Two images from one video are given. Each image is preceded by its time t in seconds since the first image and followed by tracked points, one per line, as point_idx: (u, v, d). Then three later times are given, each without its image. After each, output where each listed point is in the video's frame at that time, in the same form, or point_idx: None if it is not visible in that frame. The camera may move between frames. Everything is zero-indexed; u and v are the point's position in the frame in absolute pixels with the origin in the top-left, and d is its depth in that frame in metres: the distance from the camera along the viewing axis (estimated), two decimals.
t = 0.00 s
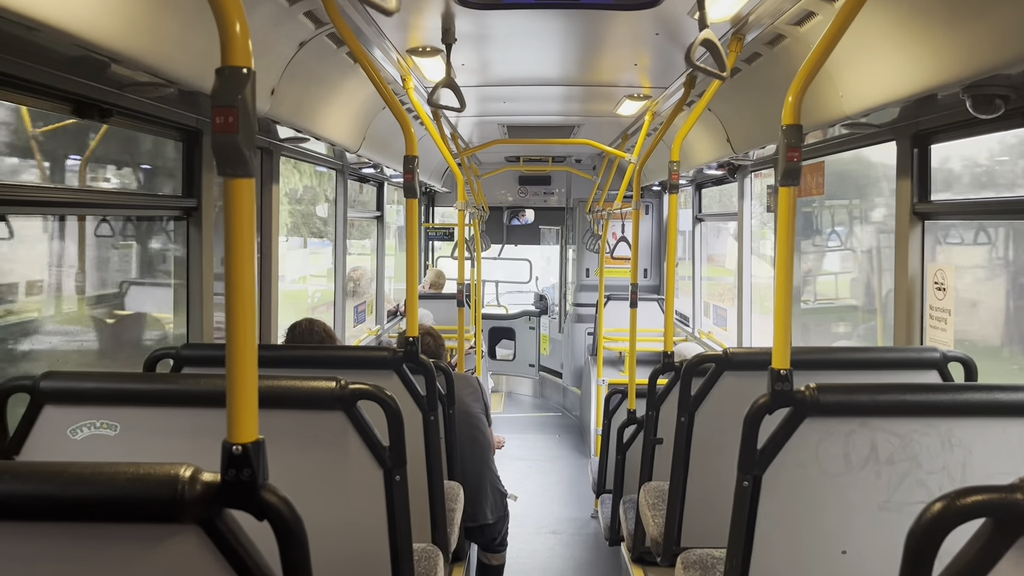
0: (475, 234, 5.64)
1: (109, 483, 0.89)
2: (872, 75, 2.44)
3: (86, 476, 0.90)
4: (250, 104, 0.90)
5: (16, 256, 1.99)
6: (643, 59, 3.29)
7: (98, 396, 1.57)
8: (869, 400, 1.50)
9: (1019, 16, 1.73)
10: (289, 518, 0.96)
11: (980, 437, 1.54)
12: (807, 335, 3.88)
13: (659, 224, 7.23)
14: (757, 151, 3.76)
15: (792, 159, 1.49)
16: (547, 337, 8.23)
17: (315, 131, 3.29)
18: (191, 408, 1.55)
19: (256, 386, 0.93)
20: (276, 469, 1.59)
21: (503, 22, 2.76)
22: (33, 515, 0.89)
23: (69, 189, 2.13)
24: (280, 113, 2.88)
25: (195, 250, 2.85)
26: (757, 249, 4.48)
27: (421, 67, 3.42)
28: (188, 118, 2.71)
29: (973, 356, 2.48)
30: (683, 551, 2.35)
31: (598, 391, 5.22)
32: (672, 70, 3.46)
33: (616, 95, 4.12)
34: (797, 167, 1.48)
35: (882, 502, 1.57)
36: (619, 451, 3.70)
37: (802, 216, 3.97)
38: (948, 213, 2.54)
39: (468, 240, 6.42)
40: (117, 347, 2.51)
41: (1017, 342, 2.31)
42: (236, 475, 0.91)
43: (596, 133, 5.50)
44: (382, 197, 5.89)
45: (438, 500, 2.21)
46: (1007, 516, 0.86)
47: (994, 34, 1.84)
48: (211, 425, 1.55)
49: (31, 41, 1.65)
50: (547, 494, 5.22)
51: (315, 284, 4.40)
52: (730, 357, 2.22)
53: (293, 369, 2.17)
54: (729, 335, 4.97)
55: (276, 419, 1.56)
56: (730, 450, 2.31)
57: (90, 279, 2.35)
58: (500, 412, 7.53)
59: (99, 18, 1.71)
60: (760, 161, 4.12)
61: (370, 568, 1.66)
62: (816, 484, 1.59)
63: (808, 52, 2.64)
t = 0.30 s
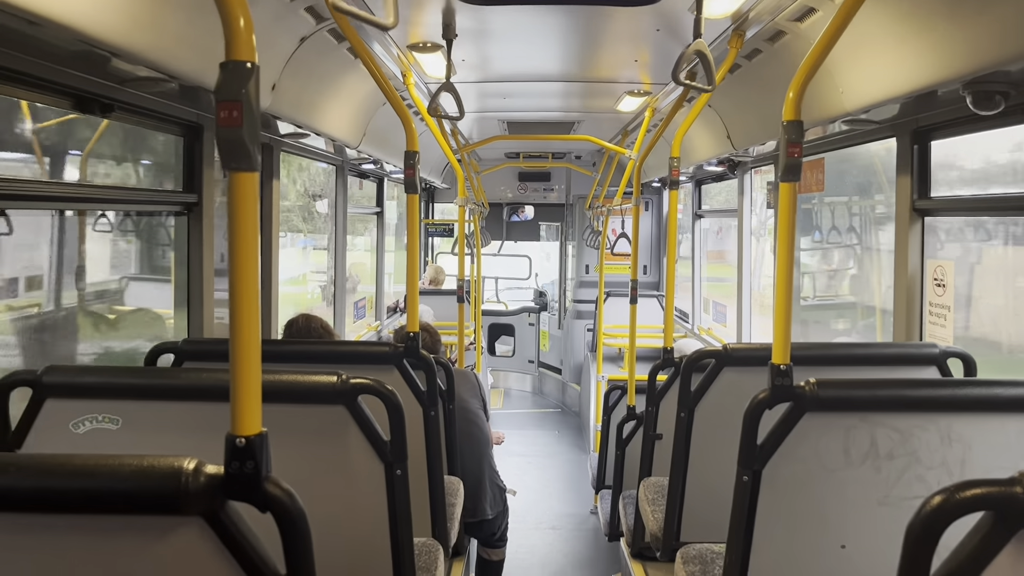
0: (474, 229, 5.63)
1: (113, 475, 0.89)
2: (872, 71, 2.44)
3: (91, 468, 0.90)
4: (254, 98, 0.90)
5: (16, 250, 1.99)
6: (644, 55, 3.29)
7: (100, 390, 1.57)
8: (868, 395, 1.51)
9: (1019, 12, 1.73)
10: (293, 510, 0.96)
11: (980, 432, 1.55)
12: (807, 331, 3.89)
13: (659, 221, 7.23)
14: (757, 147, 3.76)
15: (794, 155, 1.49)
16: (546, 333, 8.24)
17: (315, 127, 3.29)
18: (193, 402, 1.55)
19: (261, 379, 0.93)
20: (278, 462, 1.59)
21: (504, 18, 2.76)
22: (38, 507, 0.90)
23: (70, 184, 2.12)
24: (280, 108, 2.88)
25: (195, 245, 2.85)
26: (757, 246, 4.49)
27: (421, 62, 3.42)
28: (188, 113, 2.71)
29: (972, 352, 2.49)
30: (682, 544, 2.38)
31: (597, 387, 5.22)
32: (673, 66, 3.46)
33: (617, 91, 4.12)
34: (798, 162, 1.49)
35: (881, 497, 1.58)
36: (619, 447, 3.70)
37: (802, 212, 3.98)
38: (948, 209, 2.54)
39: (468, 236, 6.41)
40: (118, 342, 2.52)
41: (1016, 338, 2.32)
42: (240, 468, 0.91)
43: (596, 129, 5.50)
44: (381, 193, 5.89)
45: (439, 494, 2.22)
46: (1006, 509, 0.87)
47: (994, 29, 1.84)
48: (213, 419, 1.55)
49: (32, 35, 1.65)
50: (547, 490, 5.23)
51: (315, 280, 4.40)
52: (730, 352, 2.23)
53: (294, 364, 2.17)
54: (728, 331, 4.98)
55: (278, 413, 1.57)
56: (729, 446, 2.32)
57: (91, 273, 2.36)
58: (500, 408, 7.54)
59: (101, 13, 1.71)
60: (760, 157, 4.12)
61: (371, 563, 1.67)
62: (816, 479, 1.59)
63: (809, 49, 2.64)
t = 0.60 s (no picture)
0: (473, 225, 5.56)
1: (108, 474, 0.89)
2: (870, 70, 2.44)
3: (86, 467, 0.90)
4: (249, 98, 0.90)
5: (14, 248, 1.99)
6: (643, 52, 3.28)
7: (97, 388, 1.58)
8: (864, 395, 1.51)
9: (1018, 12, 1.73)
10: (287, 510, 0.96)
11: (976, 432, 1.55)
12: (805, 329, 3.89)
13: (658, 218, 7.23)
14: (756, 146, 3.76)
15: (790, 154, 1.49)
16: (545, 330, 8.25)
17: (313, 124, 3.28)
18: (190, 401, 1.55)
19: (255, 379, 0.93)
20: (273, 460, 1.59)
21: (503, 16, 2.75)
22: (35, 506, 0.90)
23: (68, 182, 2.12)
24: (278, 106, 2.87)
25: (193, 243, 2.85)
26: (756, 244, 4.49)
27: (420, 60, 3.41)
28: (186, 110, 2.70)
29: (969, 351, 2.49)
30: (678, 542, 2.40)
31: (595, 384, 5.23)
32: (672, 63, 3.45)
33: (616, 89, 4.12)
34: (794, 162, 1.49)
35: (877, 496, 1.57)
36: (616, 444, 3.70)
37: (801, 210, 3.98)
38: (946, 208, 2.54)
39: (467, 233, 6.41)
40: (115, 340, 2.51)
41: (1014, 338, 2.32)
42: (234, 468, 0.91)
43: (595, 126, 5.50)
44: (380, 189, 5.89)
45: (435, 492, 2.24)
46: (1001, 512, 0.87)
47: (993, 29, 1.83)
48: (209, 418, 1.55)
49: (29, 33, 1.65)
50: (545, 487, 5.24)
51: (313, 277, 4.40)
52: (728, 351, 2.21)
53: (291, 362, 2.18)
54: (727, 329, 4.98)
55: (274, 411, 1.57)
56: (726, 445, 2.32)
57: (89, 270, 2.35)
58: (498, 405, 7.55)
59: (98, 11, 1.71)
60: (759, 155, 4.12)
61: (367, 561, 1.67)
62: (812, 479, 1.59)
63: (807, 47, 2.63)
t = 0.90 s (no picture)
0: (471, 221, 5.54)
1: (98, 470, 0.90)
2: (866, 64, 2.43)
3: (76, 462, 0.90)
4: (237, 93, 0.90)
5: (10, 245, 1.99)
6: (640, 47, 3.27)
7: (93, 384, 1.58)
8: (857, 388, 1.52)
9: (1013, 6, 1.73)
10: (277, 505, 0.96)
11: (969, 425, 1.55)
12: (803, 324, 3.89)
13: (656, 212, 7.23)
14: (753, 140, 3.75)
15: (784, 148, 1.49)
16: (543, 325, 8.25)
17: (310, 119, 3.28)
18: (185, 397, 1.55)
19: (245, 373, 0.93)
20: (267, 456, 1.59)
21: (499, 10, 2.75)
22: (26, 501, 0.90)
23: (65, 178, 2.12)
24: (274, 101, 2.87)
25: (190, 238, 2.84)
26: (754, 239, 4.49)
27: (416, 55, 3.41)
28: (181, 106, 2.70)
29: (966, 345, 2.49)
30: (674, 537, 2.39)
31: (594, 379, 5.23)
32: (669, 58, 3.44)
33: (613, 83, 4.11)
34: (788, 156, 1.49)
35: (871, 490, 1.57)
36: (614, 439, 3.70)
37: (798, 205, 3.98)
38: (942, 202, 2.54)
39: (465, 229, 6.40)
40: (113, 336, 2.51)
41: (1010, 332, 2.32)
42: (224, 463, 0.91)
43: (592, 121, 5.49)
44: (378, 185, 5.88)
45: (432, 488, 2.24)
46: (990, 505, 0.87)
47: (988, 23, 1.83)
48: (204, 413, 1.55)
49: (22, 29, 1.64)
50: (543, 482, 5.25)
51: (311, 273, 4.39)
52: (724, 345, 2.21)
53: (286, 357, 2.17)
54: (725, 324, 4.99)
55: (269, 407, 1.57)
56: (722, 439, 2.33)
57: (86, 267, 2.35)
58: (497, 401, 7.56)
59: (92, 7, 1.70)
60: (756, 150, 4.11)
61: (361, 557, 1.66)
62: (806, 473, 1.60)
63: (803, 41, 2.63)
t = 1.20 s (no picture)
0: (473, 220, 5.55)
1: (105, 467, 0.89)
2: (871, 62, 2.43)
3: (83, 459, 0.89)
4: (246, 88, 0.89)
5: (12, 242, 1.99)
6: (642, 45, 3.26)
7: (97, 381, 1.57)
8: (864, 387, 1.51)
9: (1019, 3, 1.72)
10: (285, 502, 0.95)
11: (975, 424, 1.54)
12: (805, 323, 3.89)
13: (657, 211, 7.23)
14: (756, 139, 3.75)
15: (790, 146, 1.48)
16: (544, 324, 8.25)
17: (311, 117, 3.27)
18: (189, 394, 1.55)
19: (253, 370, 0.93)
20: (272, 454, 1.59)
21: (502, 8, 2.74)
22: (32, 498, 0.90)
23: (65, 175, 2.11)
24: (276, 98, 2.86)
25: (192, 236, 2.83)
26: (756, 237, 4.48)
27: (419, 53, 3.40)
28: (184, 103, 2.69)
29: (969, 343, 2.49)
30: (677, 535, 2.39)
31: (595, 378, 5.23)
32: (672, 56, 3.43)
33: (615, 82, 4.11)
34: (795, 154, 1.48)
35: (877, 488, 1.56)
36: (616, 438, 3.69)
37: (800, 203, 3.97)
38: (947, 200, 2.53)
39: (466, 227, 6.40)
40: (115, 334, 2.51)
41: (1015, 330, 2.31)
42: (233, 460, 0.91)
43: (594, 120, 5.48)
44: (379, 183, 5.88)
45: (435, 485, 2.24)
46: (1002, 502, 0.87)
47: (994, 20, 1.82)
48: (208, 411, 1.55)
49: (26, 25, 1.64)
50: (544, 481, 5.25)
51: (313, 271, 4.39)
52: (728, 344, 2.20)
53: (289, 355, 2.17)
54: (726, 323, 4.98)
55: (273, 404, 1.57)
56: (725, 437, 2.32)
57: (88, 264, 2.34)
58: (497, 399, 7.55)
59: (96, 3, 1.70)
60: (758, 149, 4.11)
61: (365, 555, 1.66)
62: (813, 471, 1.59)
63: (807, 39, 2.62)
